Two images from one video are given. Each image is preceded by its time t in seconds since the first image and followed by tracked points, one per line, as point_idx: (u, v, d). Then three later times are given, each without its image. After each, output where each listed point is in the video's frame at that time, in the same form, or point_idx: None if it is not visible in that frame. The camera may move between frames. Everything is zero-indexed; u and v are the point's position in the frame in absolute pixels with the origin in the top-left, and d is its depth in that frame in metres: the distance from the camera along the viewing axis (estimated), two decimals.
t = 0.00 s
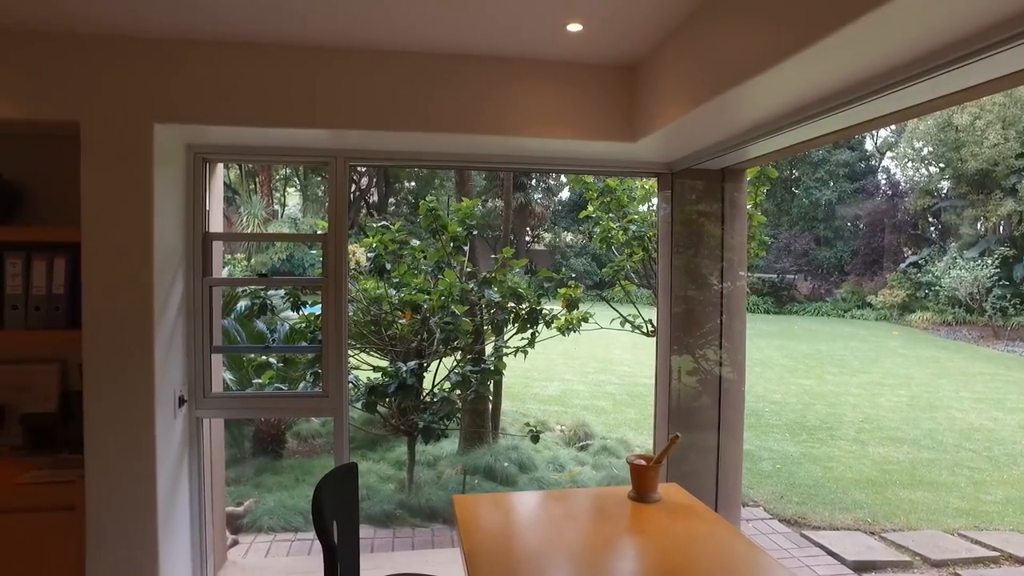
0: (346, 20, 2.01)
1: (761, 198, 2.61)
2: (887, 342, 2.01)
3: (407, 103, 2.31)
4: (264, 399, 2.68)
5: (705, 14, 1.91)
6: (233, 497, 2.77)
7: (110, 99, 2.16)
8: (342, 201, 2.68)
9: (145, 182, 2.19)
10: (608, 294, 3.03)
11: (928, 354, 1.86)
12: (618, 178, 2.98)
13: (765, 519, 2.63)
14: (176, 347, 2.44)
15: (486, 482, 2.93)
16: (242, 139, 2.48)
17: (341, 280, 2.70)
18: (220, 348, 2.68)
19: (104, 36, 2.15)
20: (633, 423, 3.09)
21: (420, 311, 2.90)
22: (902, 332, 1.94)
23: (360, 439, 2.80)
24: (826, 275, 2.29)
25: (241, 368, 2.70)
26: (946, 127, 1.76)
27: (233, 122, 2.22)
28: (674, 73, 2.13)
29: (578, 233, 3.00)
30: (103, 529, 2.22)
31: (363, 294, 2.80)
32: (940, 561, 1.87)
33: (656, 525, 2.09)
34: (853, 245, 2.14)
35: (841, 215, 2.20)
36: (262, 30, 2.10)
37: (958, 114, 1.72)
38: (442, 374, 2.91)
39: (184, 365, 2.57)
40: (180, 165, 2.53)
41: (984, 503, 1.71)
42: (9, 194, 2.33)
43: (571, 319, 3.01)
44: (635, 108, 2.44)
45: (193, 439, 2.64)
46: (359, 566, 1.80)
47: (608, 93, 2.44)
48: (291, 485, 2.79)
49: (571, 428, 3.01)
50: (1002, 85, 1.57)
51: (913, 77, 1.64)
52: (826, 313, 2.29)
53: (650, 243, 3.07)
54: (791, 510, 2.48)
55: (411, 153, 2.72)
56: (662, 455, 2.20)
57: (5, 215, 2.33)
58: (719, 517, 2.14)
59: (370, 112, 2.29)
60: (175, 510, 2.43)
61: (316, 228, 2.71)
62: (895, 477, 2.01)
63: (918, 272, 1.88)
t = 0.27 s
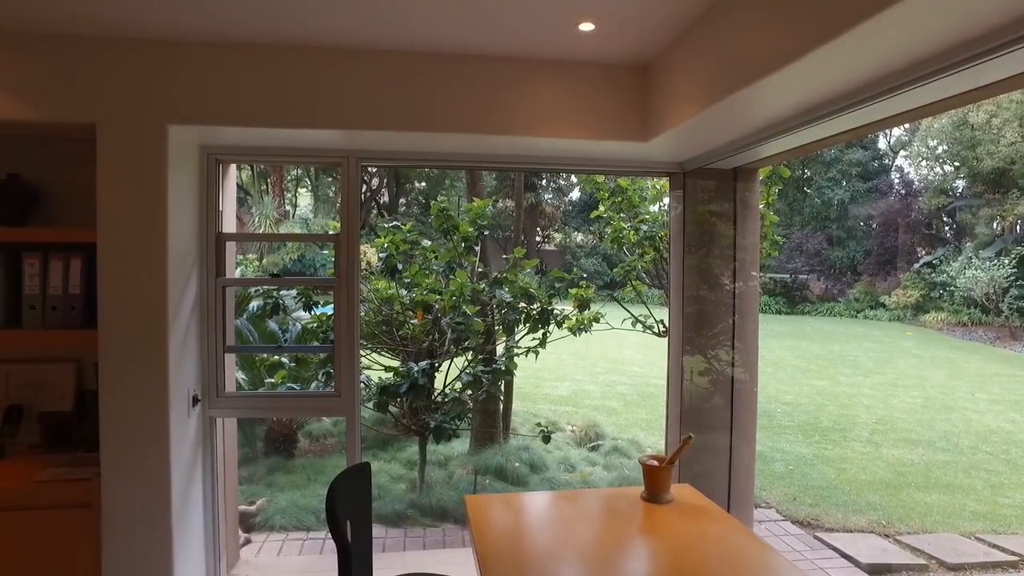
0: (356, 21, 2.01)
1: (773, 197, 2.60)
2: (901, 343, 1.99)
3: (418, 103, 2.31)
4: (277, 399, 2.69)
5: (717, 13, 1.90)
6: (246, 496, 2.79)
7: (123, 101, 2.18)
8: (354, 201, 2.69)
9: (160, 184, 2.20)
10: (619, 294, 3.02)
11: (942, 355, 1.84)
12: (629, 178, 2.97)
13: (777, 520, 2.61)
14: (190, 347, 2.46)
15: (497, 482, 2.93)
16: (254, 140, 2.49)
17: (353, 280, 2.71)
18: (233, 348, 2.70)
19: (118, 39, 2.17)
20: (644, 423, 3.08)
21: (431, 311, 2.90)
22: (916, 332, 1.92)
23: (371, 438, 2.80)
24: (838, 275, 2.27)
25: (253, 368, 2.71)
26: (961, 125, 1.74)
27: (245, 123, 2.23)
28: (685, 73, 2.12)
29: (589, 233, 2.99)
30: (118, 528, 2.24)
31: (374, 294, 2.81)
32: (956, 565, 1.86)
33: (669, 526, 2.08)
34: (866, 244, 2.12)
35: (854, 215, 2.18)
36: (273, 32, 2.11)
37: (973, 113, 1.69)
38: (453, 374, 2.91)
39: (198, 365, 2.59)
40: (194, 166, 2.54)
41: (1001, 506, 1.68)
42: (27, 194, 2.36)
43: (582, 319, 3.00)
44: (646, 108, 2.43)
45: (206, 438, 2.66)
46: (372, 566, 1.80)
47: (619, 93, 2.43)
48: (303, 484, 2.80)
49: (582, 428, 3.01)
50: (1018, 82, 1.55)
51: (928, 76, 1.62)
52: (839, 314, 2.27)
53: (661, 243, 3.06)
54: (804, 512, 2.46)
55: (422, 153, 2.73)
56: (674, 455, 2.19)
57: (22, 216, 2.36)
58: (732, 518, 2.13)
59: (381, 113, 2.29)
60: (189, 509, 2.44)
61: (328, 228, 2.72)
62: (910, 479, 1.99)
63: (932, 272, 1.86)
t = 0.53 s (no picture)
0: (366, 22, 2.02)
1: (784, 197, 2.58)
2: (915, 344, 1.97)
3: (428, 103, 2.31)
4: (289, 398, 2.71)
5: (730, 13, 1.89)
6: (258, 495, 2.80)
7: (137, 103, 2.19)
8: (366, 201, 2.70)
9: (172, 185, 2.22)
10: (630, 294, 3.01)
11: (956, 356, 1.82)
12: (640, 178, 2.96)
13: (789, 522, 2.60)
14: (203, 346, 2.48)
15: (508, 482, 2.93)
16: (266, 141, 2.51)
17: (364, 280, 2.71)
18: (245, 347, 2.71)
19: (132, 42, 2.19)
20: (654, 424, 3.07)
21: (442, 311, 2.90)
22: (929, 333, 1.91)
23: (382, 438, 2.81)
24: (851, 275, 2.26)
25: (264, 368, 2.73)
26: (976, 123, 1.72)
27: (256, 125, 2.24)
28: (697, 73, 2.11)
29: (599, 233, 2.99)
30: (132, 526, 2.26)
31: (385, 294, 2.81)
32: (972, 569, 1.82)
33: (680, 527, 2.07)
34: (878, 244, 2.11)
35: (866, 214, 2.17)
36: (285, 34, 2.12)
37: (989, 111, 1.67)
38: (464, 374, 2.91)
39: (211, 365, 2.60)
40: (207, 167, 2.56)
41: (1017, 510, 1.65)
42: (44, 196, 2.38)
43: (593, 319, 2.99)
44: (658, 108, 2.42)
45: (218, 437, 2.67)
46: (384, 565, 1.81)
47: (630, 92, 2.42)
48: (314, 483, 2.81)
49: (593, 429, 3.00)
50: None
51: (944, 74, 1.60)
52: (851, 314, 2.25)
53: (672, 243, 3.04)
54: (816, 513, 2.45)
55: (432, 153, 2.73)
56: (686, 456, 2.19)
57: (38, 218, 2.38)
58: (743, 519, 2.12)
59: (391, 114, 2.30)
60: (202, 508, 2.46)
61: (338, 229, 2.73)
62: (924, 481, 1.97)
63: (946, 272, 1.84)
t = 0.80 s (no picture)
0: (375, 23, 2.02)
1: (796, 197, 2.56)
2: (927, 345, 1.95)
3: (437, 104, 2.31)
4: (300, 398, 2.72)
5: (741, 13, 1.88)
6: (269, 495, 2.81)
7: (149, 105, 2.21)
8: (376, 202, 2.70)
9: (184, 186, 2.23)
10: (640, 295, 3.00)
11: (970, 357, 1.79)
12: (650, 178, 2.95)
13: (801, 524, 2.58)
14: (214, 346, 2.49)
15: (517, 483, 2.93)
16: (277, 142, 2.52)
17: (374, 281, 2.72)
18: (256, 348, 2.73)
19: (144, 45, 2.20)
20: (664, 425, 3.06)
21: (452, 311, 2.90)
22: (942, 334, 1.89)
23: (391, 438, 2.82)
24: (862, 275, 2.24)
25: (275, 368, 2.74)
26: (990, 122, 1.70)
27: (267, 126, 2.25)
28: (708, 73, 2.11)
29: (608, 233, 2.98)
30: (144, 525, 2.27)
31: (395, 295, 2.82)
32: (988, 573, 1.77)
33: (691, 528, 2.06)
34: (890, 244, 2.09)
35: (878, 214, 2.15)
36: (295, 35, 2.13)
37: (1003, 109, 1.65)
38: (474, 375, 2.91)
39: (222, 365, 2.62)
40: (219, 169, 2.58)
41: None
42: (60, 198, 2.40)
43: (603, 320, 2.98)
44: (668, 107, 2.41)
45: (230, 437, 2.69)
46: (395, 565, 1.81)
47: (639, 92, 2.42)
48: (324, 483, 2.82)
49: (603, 429, 3.00)
50: None
51: (958, 73, 1.59)
52: (863, 314, 2.24)
53: (682, 243, 3.03)
54: (828, 515, 2.43)
55: (441, 154, 2.73)
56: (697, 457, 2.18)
57: (53, 220, 2.40)
58: (755, 522, 2.11)
59: (401, 114, 2.30)
60: (213, 507, 2.47)
61: (348, 229, 2.74)
62: (937, 484, 1.95)
63: (959, 272, 1.83)
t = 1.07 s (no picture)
0: (384, 24, 2.03)
1: (807, 197, 2.55)
2: (940, 346, 1.94)
3: (446, 105, 2.32)
4: (310, 398, 2.73)
5: (752, 12, 1.87)
6: (279, 494, 2.83)
7: (161, 107, 2.23)
8: (387, 203, 2.71)
9: (196, 187, 2.25)
10: (650, 295, 2.99)
11: (983, 358, 1.77)
12: (660, 178, 2.94)
13: (812, 526, 2.56)
14: (226, 346, 2.51)
15: (526, 483, 2.94)
16: (288, 143, 2.53)
17: (385, 281, 2.73)
18: (266, 348, 2.74)
19: (157, 47, 2.22)
20: (674, 425, 3.05)
21: (462, 312, 2.90)
22: (955, 335, 1.87)
23: (401, 438, 2.82)
24: (874, 276, 2.22)
25: (286, 368, 2.75)
26: (1005, 121, 1.68)
27: (277, 127, 2.26)
28: (718, 73, 2.10)
29: (617, 233, 2.97)
30: (156, 524, 2.28)
31: (405, 295, 2.83)
32: None
33: (703, 529, 2.05)
34: (902, 244, 2.08)
35: (890, 214, 2.13)
36: (305, 37, 2.14)
37: (1018, 107, 1.63)
38: (483, 375, 2.91)
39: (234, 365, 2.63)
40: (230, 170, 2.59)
41: None
42: (74, 199, 2.42)
43: (612, 320, 2.98)
44: (679, 107, 2.40)
45: (241, 437, 2.70)
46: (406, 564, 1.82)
47: (650, 92, 2.41)
48: (334, 483, 2.83)
49: (612, 430, 2.99)
50: None
51: (972, 71, 1.57)
52: (874, 315, 2.22)
53: (692, 244, 3.02)
54: (839, 517, 2.42)
55: (450, 154, 2.74)
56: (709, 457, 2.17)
57: (67, 221, 2.42)
58: (768, 524, 2.09)
59: (410, 115, 2.31)
60: (225, 506, 2.48)
61: (357, 230, 2.75)
62: (951, 486, 1.93)
63: (973, 272, 1.81)
